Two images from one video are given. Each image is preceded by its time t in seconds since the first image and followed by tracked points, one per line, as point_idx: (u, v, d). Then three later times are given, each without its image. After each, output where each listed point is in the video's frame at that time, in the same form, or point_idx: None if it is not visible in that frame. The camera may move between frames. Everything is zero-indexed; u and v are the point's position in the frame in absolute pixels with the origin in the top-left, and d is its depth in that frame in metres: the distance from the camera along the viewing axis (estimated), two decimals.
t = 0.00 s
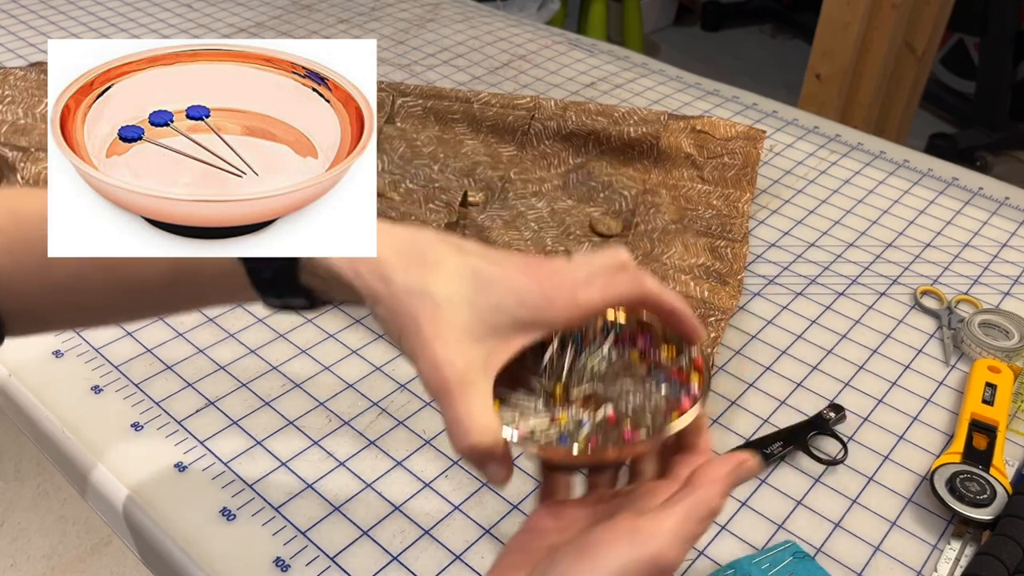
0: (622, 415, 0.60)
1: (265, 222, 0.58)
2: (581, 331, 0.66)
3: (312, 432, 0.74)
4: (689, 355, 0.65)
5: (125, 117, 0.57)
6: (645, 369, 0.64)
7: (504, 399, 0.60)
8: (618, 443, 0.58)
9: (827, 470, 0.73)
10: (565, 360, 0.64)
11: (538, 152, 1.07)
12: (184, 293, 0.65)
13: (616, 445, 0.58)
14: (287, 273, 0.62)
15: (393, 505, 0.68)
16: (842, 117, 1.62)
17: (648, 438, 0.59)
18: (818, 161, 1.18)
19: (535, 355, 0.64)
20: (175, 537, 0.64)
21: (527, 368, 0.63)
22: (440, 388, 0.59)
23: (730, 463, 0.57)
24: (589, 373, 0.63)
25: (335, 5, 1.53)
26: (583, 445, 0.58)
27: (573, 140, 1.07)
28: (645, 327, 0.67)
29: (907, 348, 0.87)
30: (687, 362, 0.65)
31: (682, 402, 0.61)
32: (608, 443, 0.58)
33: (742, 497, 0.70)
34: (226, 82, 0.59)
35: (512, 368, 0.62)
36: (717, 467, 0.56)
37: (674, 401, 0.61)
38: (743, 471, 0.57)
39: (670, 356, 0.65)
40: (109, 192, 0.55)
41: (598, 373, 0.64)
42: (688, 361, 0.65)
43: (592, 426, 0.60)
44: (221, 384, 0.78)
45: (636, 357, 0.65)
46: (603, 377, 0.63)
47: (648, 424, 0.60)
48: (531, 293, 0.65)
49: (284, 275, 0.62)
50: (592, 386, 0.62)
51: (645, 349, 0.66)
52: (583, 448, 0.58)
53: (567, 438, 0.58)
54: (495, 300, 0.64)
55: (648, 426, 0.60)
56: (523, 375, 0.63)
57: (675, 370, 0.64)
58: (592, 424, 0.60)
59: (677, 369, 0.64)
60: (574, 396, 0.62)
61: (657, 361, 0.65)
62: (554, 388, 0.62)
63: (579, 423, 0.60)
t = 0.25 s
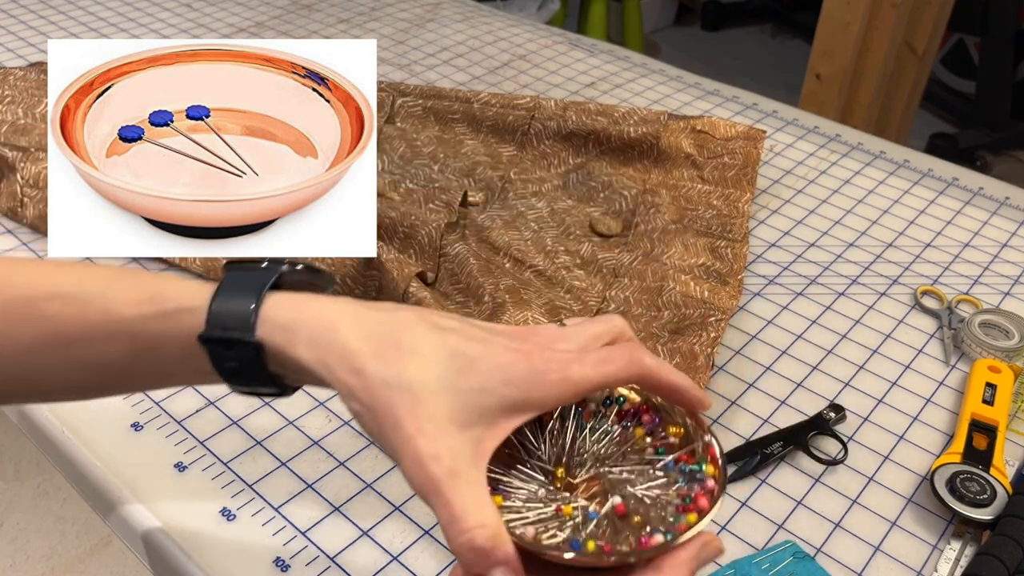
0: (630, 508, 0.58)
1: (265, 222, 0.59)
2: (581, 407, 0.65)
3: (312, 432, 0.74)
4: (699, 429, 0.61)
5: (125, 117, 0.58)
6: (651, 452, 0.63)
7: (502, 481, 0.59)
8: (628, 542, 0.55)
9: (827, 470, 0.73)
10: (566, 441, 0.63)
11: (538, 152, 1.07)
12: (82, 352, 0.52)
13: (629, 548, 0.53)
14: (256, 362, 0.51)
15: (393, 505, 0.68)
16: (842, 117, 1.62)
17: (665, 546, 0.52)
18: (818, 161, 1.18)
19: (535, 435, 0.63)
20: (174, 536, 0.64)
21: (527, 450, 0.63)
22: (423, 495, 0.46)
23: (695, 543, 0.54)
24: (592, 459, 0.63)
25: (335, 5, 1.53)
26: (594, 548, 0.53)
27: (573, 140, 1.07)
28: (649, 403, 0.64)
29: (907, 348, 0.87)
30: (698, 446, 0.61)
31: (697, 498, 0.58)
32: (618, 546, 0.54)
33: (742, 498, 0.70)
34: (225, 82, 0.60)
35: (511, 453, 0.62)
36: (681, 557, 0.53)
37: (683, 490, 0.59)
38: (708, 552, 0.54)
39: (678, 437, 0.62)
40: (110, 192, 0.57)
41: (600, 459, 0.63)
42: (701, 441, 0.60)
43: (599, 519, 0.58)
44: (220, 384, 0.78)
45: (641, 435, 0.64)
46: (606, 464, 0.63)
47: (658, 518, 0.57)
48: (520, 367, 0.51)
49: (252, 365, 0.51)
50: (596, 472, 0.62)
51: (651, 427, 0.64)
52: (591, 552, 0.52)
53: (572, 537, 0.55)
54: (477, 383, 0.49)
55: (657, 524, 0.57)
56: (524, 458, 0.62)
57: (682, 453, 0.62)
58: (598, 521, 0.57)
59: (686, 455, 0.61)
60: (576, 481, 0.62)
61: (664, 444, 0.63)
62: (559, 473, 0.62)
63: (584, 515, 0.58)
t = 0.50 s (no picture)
0: (612, 501, 0.61)
1: (264, 223, 0.60)
2: (568, 404, 0.69)
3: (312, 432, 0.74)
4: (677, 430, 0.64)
5: (125, 117, 0.58)
6: (635, 448, 0.66)
7: (486, 475, 0.63)
8: (607, 532, 0.58)
9: (827, 471, 0.73)
10: (551, 438, 0.66)
11: (538, 152, 1.07)
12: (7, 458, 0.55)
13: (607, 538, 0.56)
14: (176, 420, 0.53)
15: (393, 505, 0.68)
16: (842, 117, 1.62)
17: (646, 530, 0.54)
18: (818, 161, 1.18)
19: (521, 431, 0.67)
20: (174, 535, 0.64)
21: (514, 444, 0.66)
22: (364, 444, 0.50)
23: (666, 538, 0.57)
24: (577, 454, 0.66)
25: (335, 5, 1.53)
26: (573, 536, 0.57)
27: (573, 140, 1.07)
28: (636, 401, 0.67)
29: (907, 348, 0.87)
30: (680, 442, 0.63)
31: (677, 490, 0.61)
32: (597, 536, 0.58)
33: (742, 498, 0.70)
34: (226, 82, 0.59)
35: (497, 447, 0.66)
36: (659, 544, 0.56)
37: (664, 484, 0.62)
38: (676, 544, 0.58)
39: (662, 435, 0.65)
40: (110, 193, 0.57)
41: (586, 453, 0.66)
42: (682, 438, 0.63)
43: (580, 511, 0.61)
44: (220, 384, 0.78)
45: (626, 433, 0.67)
46: (591, 457, 0.66)
47: (639, 510, 0.60)
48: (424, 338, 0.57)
49: (172, 424, 0.53)
50: (580, 466, 0.65)
51: (635, 423, 0.67)
52: (570, 538, 0.54)
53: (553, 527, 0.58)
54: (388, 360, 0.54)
55: (638, 515, 0.60)
56: (511, 452, 0.65)
57: (664, 448, 0.65)
58: (580, 512, 0.60)
59: (666, 450, 0.65)
60: (560, 474, 0.64)
61: (648, 441, 0.66)
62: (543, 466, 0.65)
63: (567, 507, 0.61)
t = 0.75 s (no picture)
0: (622, 519, 0.60)
1: (264, 223, 0.60)
2: (586, 413, 0.68)
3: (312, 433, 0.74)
4: (696, 448, 0.62)
5: (125, 117, 0.58)
6: (651, 459, 0.64)
7: (497, 486, 0.62)
8: (614, 554, 0.56)
9: (827, 471, 0.73)
10: (567, 447, 0.66)
11: (538, 152, 1.07)
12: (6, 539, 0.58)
13: (614, 562, 0.54)
14: (173, 475, 0.57)
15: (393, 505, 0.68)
16: (843, 117, 1.62)
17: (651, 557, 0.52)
18: (818, 161, 1.18)
19: (538, 440, 0.66)
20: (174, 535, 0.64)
21: (530, 453, 0.65)
22: (334, 391, 0.50)
23: (697, 544, 0.54)
24: (590, 465, 0.65)
25: (335, 4, 1.53)
26: (578, 560, 0.55)
27: (573, 140, 1.07)
28: (653, 411, 0.66)
29: (907, 348, 0.87)
30: (696, 456, 0.62)
31: (688, 511, 0.58)
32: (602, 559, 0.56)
33: (742, 498, 0.70)
34: (226, 82, 0.59)
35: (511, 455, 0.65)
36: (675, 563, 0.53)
37: (677, 502, 0.60)
38: (710, 554, 0.54)
39: (679, 447, 0.64)
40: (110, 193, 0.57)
41: (599, 463, 0.65)
42: (698, 454, 0.61)
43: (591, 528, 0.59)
44: (220, 384, 0.78)
45: (643, 444, 0.66)
46: (604, 468, 0.65)
47: (649, 531, 0.58)
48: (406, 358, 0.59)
49: (169, 479, 0.57)
50: (594, 477, 0.64)
51: (652, 435, 0.65)
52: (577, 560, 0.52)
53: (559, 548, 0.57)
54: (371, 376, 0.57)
55: (646, 536, 0.58)
56: (524, 462, 0.65)
57: (681, 463, 0.63)
58: (590, 530, 0.59)
59: (683, 466, 0.62)
60: (573, 486, 0.63)
61: (664, 453, 0.64)
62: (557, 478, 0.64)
63: (576, 524, 0.60)
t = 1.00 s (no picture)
0: (637, 529, 0.60)
1: (264, 223, 0.60)
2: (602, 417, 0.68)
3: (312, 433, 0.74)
4: (712, 456, 0.62)
5: (125, 116, 0.58)
6: (667, 466, 0.64)
7: (511, 491, 0.62)
8: (629, 567, 0.56)
9: (828, 471, 0.73)
10: (581, 450, 0.66)
11: (538, 152, 1.07)
12: (19, 533, 0.58)
13: None
14: (185, 463, 0.58)
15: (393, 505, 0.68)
16: (843, 117, 1.62)
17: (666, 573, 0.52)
18: (818, 161, 1.18)
19: (554, 442, 0.66)
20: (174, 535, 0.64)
21: (545, 456, 0.65)
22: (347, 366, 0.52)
23: (720, 558, 0.53)
24: (604, 468, 0.65)
25: (335, 4, 1.53)
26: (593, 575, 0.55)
27: (573, 140, 1.07)
28: (670, 416, 0.66)
29: (907, 348, 0.87)
30: (713, 466, 0.62)
31: (705, 524, 0.59)
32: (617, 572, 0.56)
33: (742, 498, 0.70)
34: (226, 82, 0.59)
35: (526, 458, 0.65)
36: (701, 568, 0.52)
37: (693, 513, 0.60)
38: (733, 568, 0.53)
39: (695, 455, 0.64)
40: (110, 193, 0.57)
41: (612, 468, 0.65)
42: (714, 465, 0.62)
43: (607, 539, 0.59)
44: (220, 384, 0.78)
45: (659, 448, 0.66)
46: (618, 474, 0.65)
47: (665, 542, 0.58)
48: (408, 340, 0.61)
49: (182, 467, 0.58)
50: (609, 482, 0.64)
51: (669, 441, 0.66)
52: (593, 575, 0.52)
53: (575, 560, 0.57)
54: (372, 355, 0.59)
55: (661, 548, 0.58)
56: (539, 467, 0.65)
57: (697, 473, 0.63)
58: (606, 540, 0.58)
59: (699, 474, 0.63)
60: (588, 493, 0.63)
61: (680, 460, 0.65)
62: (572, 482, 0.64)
63: (591, 534, 0.59)
